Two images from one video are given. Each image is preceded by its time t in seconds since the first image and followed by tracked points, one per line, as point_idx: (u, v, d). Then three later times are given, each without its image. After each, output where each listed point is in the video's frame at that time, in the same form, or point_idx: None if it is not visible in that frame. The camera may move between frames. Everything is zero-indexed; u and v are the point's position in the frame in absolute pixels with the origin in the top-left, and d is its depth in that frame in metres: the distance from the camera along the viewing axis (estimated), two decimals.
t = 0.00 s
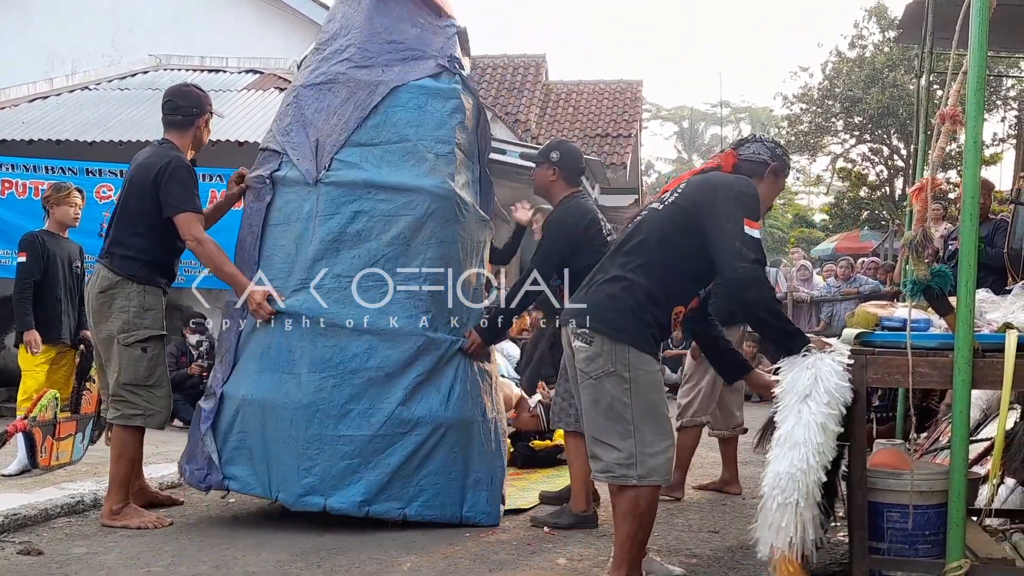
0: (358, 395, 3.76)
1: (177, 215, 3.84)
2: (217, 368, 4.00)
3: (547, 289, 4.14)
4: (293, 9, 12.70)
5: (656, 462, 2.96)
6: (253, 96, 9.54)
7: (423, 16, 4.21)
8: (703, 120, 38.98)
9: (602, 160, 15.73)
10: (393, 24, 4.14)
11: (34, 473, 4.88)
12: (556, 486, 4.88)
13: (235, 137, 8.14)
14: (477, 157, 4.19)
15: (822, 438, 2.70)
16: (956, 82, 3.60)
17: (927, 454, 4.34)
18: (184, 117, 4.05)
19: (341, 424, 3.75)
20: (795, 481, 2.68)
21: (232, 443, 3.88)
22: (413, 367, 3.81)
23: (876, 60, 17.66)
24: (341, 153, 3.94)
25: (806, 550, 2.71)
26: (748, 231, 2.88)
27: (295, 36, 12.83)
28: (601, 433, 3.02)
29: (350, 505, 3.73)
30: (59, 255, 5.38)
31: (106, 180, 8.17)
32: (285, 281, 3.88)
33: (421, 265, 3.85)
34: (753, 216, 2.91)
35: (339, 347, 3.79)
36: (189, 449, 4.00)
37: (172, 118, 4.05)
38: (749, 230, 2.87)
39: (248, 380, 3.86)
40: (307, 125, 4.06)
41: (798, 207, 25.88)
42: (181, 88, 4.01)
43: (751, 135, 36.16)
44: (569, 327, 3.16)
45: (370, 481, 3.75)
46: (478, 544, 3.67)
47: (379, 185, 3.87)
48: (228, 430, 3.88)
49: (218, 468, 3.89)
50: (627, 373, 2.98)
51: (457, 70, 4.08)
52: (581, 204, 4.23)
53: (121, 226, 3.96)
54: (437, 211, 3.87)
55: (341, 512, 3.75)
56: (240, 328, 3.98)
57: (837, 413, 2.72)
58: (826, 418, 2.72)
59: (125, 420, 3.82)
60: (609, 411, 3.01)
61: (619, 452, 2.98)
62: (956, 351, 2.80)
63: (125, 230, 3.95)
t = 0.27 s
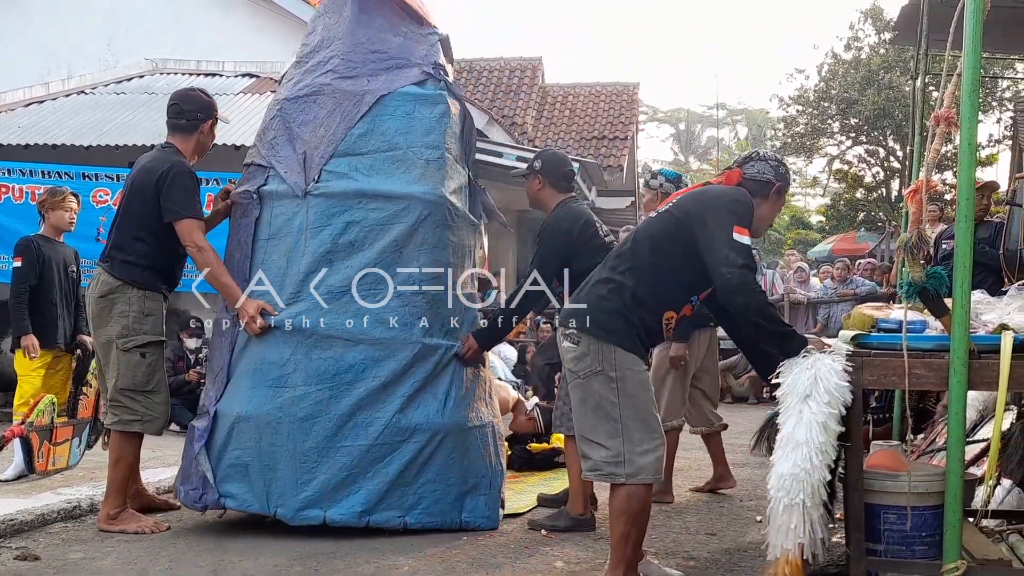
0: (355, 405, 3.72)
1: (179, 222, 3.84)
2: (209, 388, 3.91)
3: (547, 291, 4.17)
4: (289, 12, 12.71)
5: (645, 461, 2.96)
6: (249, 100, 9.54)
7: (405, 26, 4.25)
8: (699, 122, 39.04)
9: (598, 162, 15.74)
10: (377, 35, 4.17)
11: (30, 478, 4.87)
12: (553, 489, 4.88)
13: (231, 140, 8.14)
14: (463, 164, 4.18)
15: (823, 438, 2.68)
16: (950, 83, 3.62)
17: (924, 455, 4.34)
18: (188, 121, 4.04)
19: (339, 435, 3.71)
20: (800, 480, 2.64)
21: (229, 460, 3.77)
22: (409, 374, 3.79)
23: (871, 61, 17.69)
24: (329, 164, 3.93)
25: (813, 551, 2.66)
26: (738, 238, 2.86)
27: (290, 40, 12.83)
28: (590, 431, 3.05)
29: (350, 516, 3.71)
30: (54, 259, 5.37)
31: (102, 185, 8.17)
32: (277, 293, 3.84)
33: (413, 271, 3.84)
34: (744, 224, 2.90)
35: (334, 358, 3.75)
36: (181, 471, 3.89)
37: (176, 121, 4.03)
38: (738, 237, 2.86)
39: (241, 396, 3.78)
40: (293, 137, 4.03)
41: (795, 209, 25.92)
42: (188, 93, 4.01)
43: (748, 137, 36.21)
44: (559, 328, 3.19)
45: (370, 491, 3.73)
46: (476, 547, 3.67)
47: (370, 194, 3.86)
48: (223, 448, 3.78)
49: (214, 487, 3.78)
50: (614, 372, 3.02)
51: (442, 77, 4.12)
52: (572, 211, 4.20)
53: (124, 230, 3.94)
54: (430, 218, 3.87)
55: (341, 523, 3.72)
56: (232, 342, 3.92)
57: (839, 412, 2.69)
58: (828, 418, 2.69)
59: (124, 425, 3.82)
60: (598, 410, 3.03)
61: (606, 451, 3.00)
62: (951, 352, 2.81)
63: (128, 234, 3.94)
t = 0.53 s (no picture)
0: (353, 414, 3.72)
1: (181, 221, 3.84)
2: (205, 406, 3.87)
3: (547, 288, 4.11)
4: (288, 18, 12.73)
5: (645, 463, 2.96)
6: (249, 105, 9.56)
7: (391, 39, 4.22)
8: (699, 125, 39.08)
9: (598, 166, 15.75)
10: (361, 50, 4.15)
11: (31, 484, 4.87)
12: (554, 493, 4.88)
13: (231, 146, 8.15)
14: (449, 173, 4.17)
15: (821, 434, 2.70)
16: (949, 87, 3.65)
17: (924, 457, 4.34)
18: (178, 124, 4.05)
19: (337, 444, 3.71)
20: (794, 475, 2.66)
21: (229, 475, 3.73)
22: (405, 382, 3.79)
23: (870, 64, 17.71)
24: (319, 177, 3.91)
25: (804, 544, 2.68)
26: (734, 246, 2.85)
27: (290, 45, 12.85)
28: (590, 433, 3.06)
29: (351, 525, 3.70)
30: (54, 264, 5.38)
31: (102, 190, 8.18)
32: (270, 306, 3.83)
33: (407, 277, 3.84)
34: (741, 231, 2.88)
35: (330, 368, 3.74)
36: (180, 490, 3.85)
37: (165, 124, 4.05)
38: (733, 243, 2.85)
39: (240, 411, 3.74)
40: (282, 153, 4.01)
41: (795, 212, 25.92)
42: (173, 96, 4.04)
43: (747, 140, 36.23)
44: (559, 329, 3.21)
45: (370, 499, 3.73)
46: (476, 551, 3.66)
47: (361, 204, 3.84)
48: (223, 463, 3.74)
49: (213, 503, 3.75)
50: (613, 375, 3.02)
51: (428, 88, 4.09)
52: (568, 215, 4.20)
53: (126, 235, 3.93)
54: (422, 225, 3.87)
55: (343, 532, 3.72)
56: (226, 358, 3.88)
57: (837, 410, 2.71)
58: (826, 415, 2.71)
59: (137, 430, 3.83)
60: (597, 412, 3.05)
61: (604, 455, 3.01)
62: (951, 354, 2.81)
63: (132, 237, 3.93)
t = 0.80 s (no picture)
0: (351, 423, 3.72)
1: (174, 215, 3.86)
2: (205, 423, 3.88)
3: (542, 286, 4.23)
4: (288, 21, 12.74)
5: (648, 463, 2.96)
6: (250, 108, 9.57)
7: (365, 48, 4.18)
8: (699, 125, 39.09)
9: (599, 167, 15.76)
10: (335, 60, 4.11)
11: (35, 488, 4.88)
12: (557, 493, 4.88)
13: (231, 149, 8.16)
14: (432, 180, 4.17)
15: (807, 364, 2.69)
16: (948, 85, 3.65)
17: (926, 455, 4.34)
18: (154, 127, 4.06)
19: (339, 454, 3.70)
20: (781, 399, 2.66)
21: (233, 490, 3.75)
22: (402, 389, 3.79)
23: (871, 63, 17.70)
24: (304, 190, 3.89)
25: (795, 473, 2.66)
26: (727, 235, 2.83)
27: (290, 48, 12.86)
28: (595, 433, 3.07)
29: (358, 534, 3.70)
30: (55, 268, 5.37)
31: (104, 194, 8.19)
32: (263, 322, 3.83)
33: (400, 284, 3.85)
34: (738, 223, 2.86)
35: (327, 378, 3.74)
36: (186, 505, 3.86)
37: (142, 129, 4.05)
38: (725, 233, 2.83)
39: (240, 425, 3.76)
40: (265, 168, 3.98)
41: (796, 211, 25.91)
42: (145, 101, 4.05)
43: (748, 139, 36.23)
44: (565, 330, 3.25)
45: (374, 507, 3.73)
46: (479, 553, 3.66)
47: (346, 215, 3.83)
48: (227, 479, 3.75)
49: (220, 518, 3.76)
50: (619, 375, 3.02)
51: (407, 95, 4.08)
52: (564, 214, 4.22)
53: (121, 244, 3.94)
54: (407, 232, 3.87)
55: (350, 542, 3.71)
56: (224, 375, 3.88)
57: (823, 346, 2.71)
58: (811, 347, 2.71)
59: (146, 434, 3.85)
60: (601, 412, 3.06)
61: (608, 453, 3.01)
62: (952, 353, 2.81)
63: (127, 240, 3.94)
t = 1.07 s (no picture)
0: (350, 422, 3.72)
1: (157, 207, 3.85)
2: (205, 423, 3.88)
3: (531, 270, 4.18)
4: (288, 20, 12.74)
5: (648, 461, 2.95)
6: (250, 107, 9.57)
7: (359, 48, 4.18)
8: (700, 124, 39.08)
9: (600, 166, 15.75)
10: (329, 60, 4.11)
11: (36, 488, 4.88)
12: (559, 492, 4.89)
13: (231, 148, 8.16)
14: (427, 179, 4.18)
15: (796, 314, 2.73)
16: (948, 84, 3.65)
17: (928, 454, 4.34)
18: (129, 126, 4.06)
19: (338, 453, 3.71)
20: (770, 343, 2.71)
21: (234, 490, 3.76)
22: (400, 389, 3.79)
23: (871, 61, 17.70)
24: (298, 190, 3.90)
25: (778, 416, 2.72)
26: (731, 228, 2.83)
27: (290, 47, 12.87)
28: (595, 431, 3.07)
29: (358, 533, 3.69)
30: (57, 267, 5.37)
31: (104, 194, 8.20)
32: (263, 322, 3.84)
33: (396, 283, 3.85)
34: (741, 217, 2.86)
35: (324, 379, 3.74)
36: (187, 504, 3.86)
37: (119, 131, 4.07)
38: (729, 227, 2.83)
39: (239, 425, 3.76)
40: (260, 167, 3.98)
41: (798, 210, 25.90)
42: (116, 102, 4.06)
43: (749, 138, 36.22)
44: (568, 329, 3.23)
45: (375, 506, 3.72)
46: (480, 552, 3.67)
47: (341, 215, 3.83)
48: (228, 479, 3.76)
49: (221, 518, 3.76)
50: (621, 373, 3.02)
51: (400, 94, 4.08)
52: (563, 209, 4.22)
53: (116, 250, 3.95)
54: (402, 232, 3.87)
55: (351, 541, 3.71)
56: (223, 376, 3.88)
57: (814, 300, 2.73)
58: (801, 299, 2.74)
59: (139, 434, 3.84)
60: (603, 410, 3.05)
61: (610, 450, 3.01)
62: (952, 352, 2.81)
63: (115, 241, 3.96)
